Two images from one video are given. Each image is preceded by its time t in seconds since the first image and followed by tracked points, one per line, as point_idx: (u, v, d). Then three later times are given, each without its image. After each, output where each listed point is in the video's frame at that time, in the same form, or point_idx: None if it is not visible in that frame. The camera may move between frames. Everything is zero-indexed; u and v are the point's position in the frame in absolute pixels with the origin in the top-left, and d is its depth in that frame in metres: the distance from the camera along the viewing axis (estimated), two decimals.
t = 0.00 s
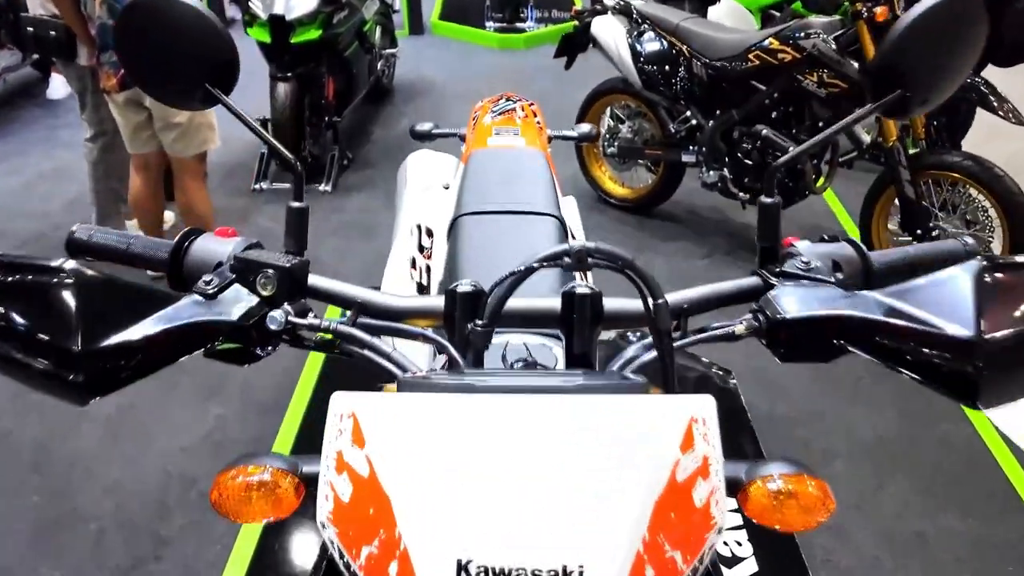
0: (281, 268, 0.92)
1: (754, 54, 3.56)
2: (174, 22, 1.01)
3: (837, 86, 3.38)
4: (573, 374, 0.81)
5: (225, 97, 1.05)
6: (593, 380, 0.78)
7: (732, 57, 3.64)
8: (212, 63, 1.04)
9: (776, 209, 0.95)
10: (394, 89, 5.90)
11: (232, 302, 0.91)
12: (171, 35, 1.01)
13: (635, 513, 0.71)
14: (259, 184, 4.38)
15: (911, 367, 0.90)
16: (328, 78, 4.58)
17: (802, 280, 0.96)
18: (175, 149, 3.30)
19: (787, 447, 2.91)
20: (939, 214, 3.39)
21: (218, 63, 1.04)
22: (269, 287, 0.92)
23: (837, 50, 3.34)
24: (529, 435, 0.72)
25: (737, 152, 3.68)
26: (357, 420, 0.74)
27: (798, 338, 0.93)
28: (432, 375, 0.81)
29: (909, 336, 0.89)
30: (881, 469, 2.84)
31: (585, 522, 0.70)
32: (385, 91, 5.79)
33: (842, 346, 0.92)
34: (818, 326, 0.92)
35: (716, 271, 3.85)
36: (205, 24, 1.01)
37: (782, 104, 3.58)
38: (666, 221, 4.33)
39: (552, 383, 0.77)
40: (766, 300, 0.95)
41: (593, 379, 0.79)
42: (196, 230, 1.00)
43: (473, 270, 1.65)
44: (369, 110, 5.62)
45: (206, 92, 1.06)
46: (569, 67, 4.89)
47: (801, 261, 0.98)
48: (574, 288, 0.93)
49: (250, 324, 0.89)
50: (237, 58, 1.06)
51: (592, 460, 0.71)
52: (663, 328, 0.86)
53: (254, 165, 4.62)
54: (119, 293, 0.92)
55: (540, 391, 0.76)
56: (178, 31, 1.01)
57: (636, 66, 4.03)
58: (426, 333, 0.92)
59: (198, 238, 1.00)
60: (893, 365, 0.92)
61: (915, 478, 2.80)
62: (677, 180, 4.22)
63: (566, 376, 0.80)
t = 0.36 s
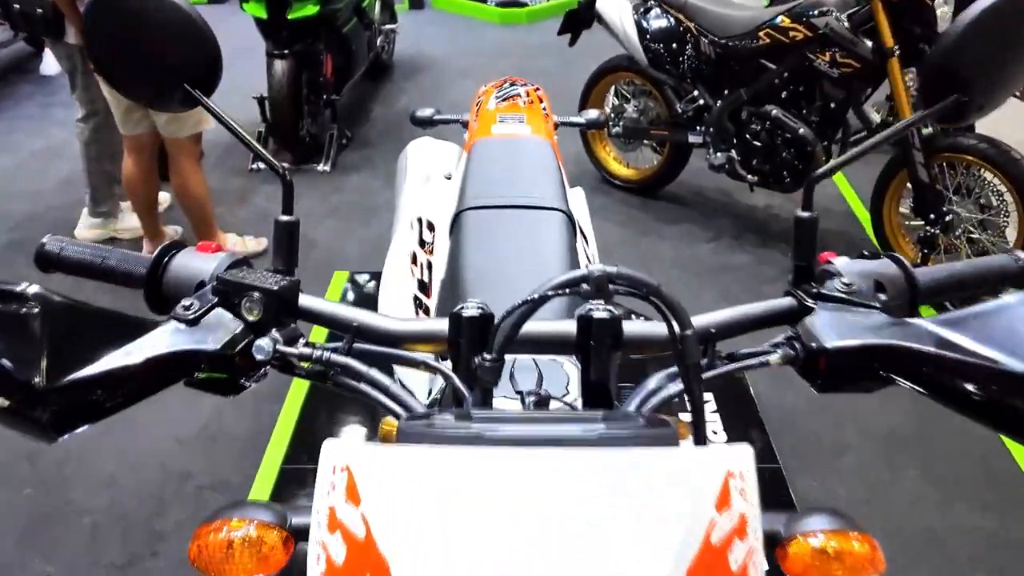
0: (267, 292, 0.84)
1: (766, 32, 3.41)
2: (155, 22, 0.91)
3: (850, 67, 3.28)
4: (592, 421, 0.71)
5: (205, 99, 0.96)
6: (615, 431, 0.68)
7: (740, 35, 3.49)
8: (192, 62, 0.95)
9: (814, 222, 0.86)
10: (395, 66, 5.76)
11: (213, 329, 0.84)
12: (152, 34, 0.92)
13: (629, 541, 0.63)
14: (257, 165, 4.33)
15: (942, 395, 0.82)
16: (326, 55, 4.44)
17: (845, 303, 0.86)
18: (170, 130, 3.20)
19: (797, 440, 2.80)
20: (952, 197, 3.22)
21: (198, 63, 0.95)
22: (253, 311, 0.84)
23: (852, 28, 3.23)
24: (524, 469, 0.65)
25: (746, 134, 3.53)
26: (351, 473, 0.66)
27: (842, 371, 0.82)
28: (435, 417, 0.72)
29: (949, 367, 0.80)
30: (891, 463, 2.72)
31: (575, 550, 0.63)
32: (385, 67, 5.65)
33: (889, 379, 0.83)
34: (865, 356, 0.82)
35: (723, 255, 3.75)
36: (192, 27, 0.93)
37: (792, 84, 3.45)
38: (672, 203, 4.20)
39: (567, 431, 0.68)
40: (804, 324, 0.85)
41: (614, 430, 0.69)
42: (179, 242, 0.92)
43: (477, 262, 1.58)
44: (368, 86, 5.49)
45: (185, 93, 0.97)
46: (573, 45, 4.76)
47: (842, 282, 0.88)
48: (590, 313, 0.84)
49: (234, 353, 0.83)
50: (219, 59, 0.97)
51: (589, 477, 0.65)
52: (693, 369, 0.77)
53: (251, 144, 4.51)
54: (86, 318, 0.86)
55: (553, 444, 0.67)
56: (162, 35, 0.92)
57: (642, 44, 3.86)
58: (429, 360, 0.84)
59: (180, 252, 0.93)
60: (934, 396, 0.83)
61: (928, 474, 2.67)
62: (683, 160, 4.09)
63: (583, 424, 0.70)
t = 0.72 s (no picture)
0: (245, 316, 0.80)
1: (773, 12, 3.24)
2: (153, 22, 0.85)
3: (859, 48, 3.18)
4: (607, 472, 0.63)
5: (177, 103, 0.89)
6: (631, 488, 0.61)
7: (747, 14, 3.30)
8: (162, 63, 0.87)
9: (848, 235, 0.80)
10: (393, 47, 5.63)
11: (187, 356, 0.79)
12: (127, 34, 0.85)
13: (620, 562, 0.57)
14: (253, 147, 4.25)
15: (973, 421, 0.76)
16: (321, 35, 4.32)
17: (881, 329, 0.80)
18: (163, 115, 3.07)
19: (802, 426, 2.61)
20: (962, 182, 3.12)
21: (169, 64, 0.88)
22: (231, 337, 0.80)
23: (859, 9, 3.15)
24: (513, 517, 0.58)
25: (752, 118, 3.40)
26: (336, 530, 0.60)
27: (877, 404, 0.76)
28: (428, 466, 0.64)
29: (989, 399, 0.76)
30: (902, 452, 2.54)
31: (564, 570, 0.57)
32: (382, 47, 5.52)
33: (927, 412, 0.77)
34: (899, 392, 0.75)
35: (727, 242, 3.65)
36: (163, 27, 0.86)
37: (799, 65, 3.32)
38: (675, 187, 4.10)
39: (576, 487, 0.60)
40: (832, 350, 0.78)
41: (632, 484, 0.61)
42: (151, 259, 0.88)
43: (479, 260, 1.51)
44: (365, 68, 5.37)
45: (155, 96, 0.89)
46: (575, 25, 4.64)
47: (876, 305, 0.82)
48: (601, 339, 0.77)
49: (212, 384, 0.79)
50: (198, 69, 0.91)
51: (583, 515, 0.59)
52: (715, 404, 0.71)
53: (247, 129, 4.41)
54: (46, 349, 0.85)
55: (555, 501, 0.60)
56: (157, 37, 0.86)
57: (645, 25, 3.67)
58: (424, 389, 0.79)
59: (155, 269, 0.88)
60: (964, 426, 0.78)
61: (938, 461, 2.51)
62: (687, 144, 4.00)
63: (596, 476, 0.62)
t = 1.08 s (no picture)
0: (218, 345, 0.75)
1: None
2: (106, 18, 0.78)
3: (867, 36, 3.08)
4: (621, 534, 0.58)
5: (142, 105, 0.82)
6: (649, 554, 0.55)
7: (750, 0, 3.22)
8: (126, 61, 0.81)
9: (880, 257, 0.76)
10: (390, 33, 5.53)
11: (156, 389, 0.73)
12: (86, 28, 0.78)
13: None
14: (246, 135, 4.16)
15: (996, 453, 0.71)
16: (317, 21, 4.22)
17: (909, 358, 0.74)
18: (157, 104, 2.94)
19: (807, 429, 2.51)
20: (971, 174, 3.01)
21: (132, 63, 0.81)
22: (203, 369, 0.75)
23: None
24: None
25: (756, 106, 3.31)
26: None
27: (908, 442, 0.71)
28: (415, 527, 0.58)
29: None
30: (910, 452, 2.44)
31: None
32: (379, 33, 5.41)
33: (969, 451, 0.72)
34: (930, 433, 0.70)
35: (729, 233, 3.57)
36: (126, 21, 0.80)
37: (804, 53, 3.22)
38: (677, 178, 4.01)
39: (579, 546, 0.55)
40: (862, 379, 0.73)
41: (648, 550, 0.55)
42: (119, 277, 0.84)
43: (477, 264, 1.44)
44: (361, 54, 5.27)
45: (117, 100, 0.82)
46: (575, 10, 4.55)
47: (910, 330, 0.76)
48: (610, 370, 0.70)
49: (183, 419, 0.72)
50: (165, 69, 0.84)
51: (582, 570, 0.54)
52: (736, 447, 0.64)
53: (241, 117, 4.32)
54: (29, 387, 0.92)
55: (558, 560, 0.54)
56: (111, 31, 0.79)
57: (646, 10, 3.53)
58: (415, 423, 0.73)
59: (120, 288, 0.84)
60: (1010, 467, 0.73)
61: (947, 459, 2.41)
62: (689, 134, 3.92)
63: (607, 539, 0.57)
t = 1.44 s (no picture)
0: (192, 378, 0.71)
1: None
2: (71, 28, 0.73)
3: (873, 37, 3.03)
4: None
5: (114, 121, 0.77)
6: None
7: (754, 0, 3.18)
8: (97, 73, 0.76)
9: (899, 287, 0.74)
10: (391, 31, 5.47)
11: (125, 423, 0.70)
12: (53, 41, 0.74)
13: None
14: (244, 135, 4.10)
15: (1016, 496, 0.69)
16: (316, 20, 4.17)
17: (932, 397, 0.71)
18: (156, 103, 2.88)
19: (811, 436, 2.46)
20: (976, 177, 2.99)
21: (105, 75, 0.77)
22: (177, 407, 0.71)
23: None
24: None
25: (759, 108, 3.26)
26: None
27: (932, 486, 0.68)
28: None
29: None
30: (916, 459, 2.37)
31: None
32: (379, 31, 5.36)
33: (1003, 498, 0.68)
34: (957, 477, 0.67)
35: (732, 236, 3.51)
36: (96, 31, 0.75)
37: (809, 55, 3.17)
38: (678, 179, 3.96)
39: None
40: (889, 419, 0.71)
41: None
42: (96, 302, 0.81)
43: (473, 274, 1.39)
44: (361, 53, 5.21)
45: (90, 113, 0.78)
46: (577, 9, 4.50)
47: (939, 366, 0.73)
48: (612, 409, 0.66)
49: (156, 459, 0.69)
50: (138, 79, 0.79)
51: None
52: (753, 492, 0.59)
53: (239, 116, 4.27)
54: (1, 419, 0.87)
55: None
56: (71, 40, 0.74)
57: (649, 11, 3.46)
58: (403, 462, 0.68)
59: (95, 315, 0.81)
60: None
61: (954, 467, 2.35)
62: (691, 135, 3.87)
63: None
